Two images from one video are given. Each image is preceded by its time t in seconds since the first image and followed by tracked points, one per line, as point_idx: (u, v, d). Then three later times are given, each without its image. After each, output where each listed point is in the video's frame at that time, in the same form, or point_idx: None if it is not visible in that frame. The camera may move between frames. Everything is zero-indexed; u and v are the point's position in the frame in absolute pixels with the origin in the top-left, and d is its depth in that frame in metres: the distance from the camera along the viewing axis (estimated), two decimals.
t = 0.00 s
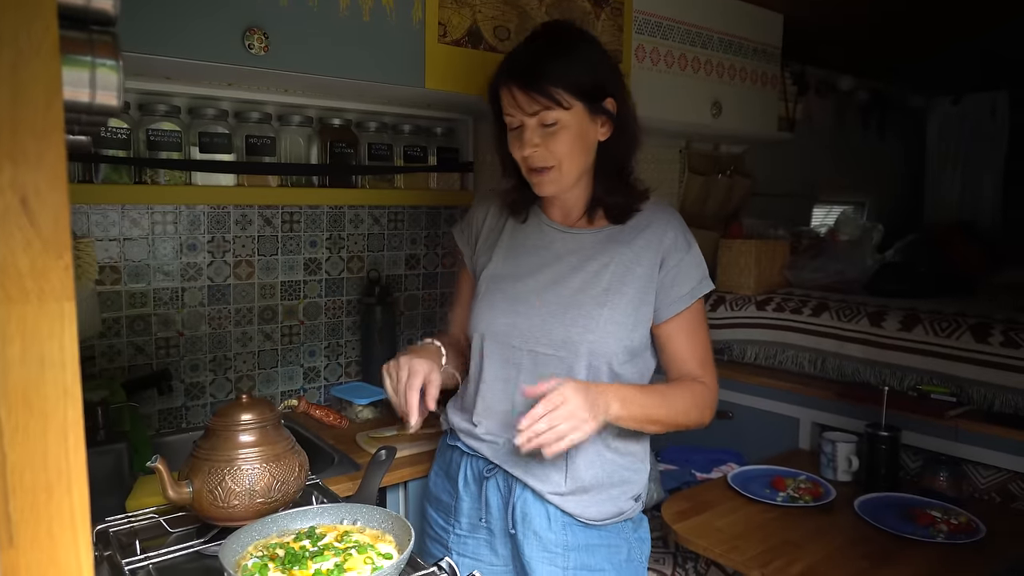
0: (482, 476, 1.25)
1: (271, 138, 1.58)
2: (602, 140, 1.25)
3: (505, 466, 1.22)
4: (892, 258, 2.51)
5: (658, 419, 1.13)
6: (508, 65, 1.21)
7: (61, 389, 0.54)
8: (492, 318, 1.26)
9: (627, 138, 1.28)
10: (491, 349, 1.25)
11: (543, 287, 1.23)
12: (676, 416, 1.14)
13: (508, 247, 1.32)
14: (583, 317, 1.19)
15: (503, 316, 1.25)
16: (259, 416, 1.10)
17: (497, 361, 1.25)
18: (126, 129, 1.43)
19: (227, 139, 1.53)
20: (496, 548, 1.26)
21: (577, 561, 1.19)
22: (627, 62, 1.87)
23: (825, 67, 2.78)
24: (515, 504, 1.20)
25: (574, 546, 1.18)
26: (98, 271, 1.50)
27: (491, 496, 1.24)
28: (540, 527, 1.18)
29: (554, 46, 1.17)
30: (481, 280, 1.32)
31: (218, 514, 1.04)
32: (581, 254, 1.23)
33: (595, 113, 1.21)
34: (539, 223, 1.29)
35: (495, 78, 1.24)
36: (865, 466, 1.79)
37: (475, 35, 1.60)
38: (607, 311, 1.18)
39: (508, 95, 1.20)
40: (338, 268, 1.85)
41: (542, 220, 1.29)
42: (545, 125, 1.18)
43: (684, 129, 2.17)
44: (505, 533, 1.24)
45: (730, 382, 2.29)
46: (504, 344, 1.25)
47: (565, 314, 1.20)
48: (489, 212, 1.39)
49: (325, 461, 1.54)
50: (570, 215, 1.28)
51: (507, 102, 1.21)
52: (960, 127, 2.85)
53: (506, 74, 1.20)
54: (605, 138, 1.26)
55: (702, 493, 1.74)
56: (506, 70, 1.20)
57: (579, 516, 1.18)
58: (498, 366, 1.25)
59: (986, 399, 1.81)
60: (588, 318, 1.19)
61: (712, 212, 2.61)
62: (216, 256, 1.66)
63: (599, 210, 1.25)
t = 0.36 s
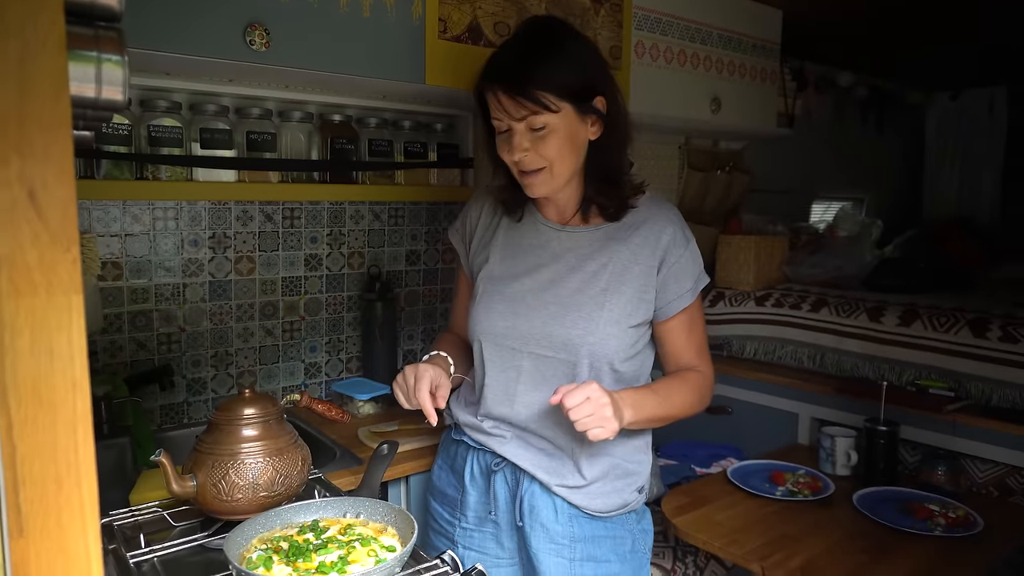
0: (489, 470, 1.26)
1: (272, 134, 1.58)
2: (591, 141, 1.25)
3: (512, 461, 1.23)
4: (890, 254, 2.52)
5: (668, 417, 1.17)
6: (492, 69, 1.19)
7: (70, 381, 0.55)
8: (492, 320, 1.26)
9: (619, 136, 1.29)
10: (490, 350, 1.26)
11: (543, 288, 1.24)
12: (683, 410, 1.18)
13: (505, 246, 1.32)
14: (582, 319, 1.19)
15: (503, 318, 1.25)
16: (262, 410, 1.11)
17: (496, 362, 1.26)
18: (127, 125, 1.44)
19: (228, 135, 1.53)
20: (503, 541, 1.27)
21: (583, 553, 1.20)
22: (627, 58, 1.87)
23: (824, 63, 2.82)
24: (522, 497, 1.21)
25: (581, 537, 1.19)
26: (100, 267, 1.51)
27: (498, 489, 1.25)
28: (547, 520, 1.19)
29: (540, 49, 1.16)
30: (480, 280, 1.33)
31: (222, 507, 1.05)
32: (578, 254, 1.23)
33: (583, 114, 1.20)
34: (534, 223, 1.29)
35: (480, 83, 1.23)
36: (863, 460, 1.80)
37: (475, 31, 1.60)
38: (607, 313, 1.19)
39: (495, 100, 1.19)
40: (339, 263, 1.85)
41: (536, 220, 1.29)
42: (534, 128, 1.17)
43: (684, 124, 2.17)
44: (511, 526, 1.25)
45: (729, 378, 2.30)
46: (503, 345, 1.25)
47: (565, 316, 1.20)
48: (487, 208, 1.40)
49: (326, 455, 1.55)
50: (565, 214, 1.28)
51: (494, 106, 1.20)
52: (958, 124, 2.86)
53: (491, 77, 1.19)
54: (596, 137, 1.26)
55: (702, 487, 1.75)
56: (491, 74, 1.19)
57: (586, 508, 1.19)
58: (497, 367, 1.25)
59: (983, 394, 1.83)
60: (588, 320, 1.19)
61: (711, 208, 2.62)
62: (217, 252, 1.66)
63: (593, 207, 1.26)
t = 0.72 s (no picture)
0: (494, 470, 1.26)
1: (277, 130, 1.57)
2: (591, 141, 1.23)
3: (516, 462, 1.22)
4: (894, 250, 2.52)
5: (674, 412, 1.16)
6: (489, 69, 1.18)
7: (86, 377, 0.55)
8: (495, 321, 1.26)
9: (620, 134, 1.26)
10: (494, 352, 1.26)
11: (545, 289, 1.23)
12: (689, 404, 1.18)
13: (506, 247, 1.31)
14: (586, 319, 1.19)
15: (505, 320, 1.25)
16: (271, 407, 1.10)
17: (499, 364, 1.26)
18: (132, 121, 1.43)
19: (234, 130, 1.53)
20: (509, 541, 1.26)
21: (590, 552, 1.19)
22: (632, 54, 1.87)
23: (827, 59, 2.76)
24: (527, 498, 1.21)
25: (587, 537, 1.19)
26: (105, 263, 1.50)
27: (503, 489, 1.24)
28: (553, 520, 1.19)
29: (537, 48, 1.14)
30: (482, 282, 1.32)
31: (231, 504, 1.05)
32: (581, 253, 1.23)
33: (583, 112, 1.18)
34: (536, 223, 1.28)
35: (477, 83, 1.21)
36: (869, 457, 1.80)
37: (480, 26, 1.60)
38: (610, 312, 1.18)
39: (492, 100, 1.18)
40: (344, 260, 1.85)
41: (537, 219, 1.28)
42: (533, 130, 1.16)
43: (688, 121, 2.16)
44: (517, 526, 1.25)
45: (733, 374, 2.30)
46: (506, 346, 1.25)
47: (568, 316, 1.20)
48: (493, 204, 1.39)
49: (332, 452, 1.55)
50: (567, 212, 1.27)
51: (491, 106, 1.19)
52: (961, 120, 2.85)
53: (487, 78, 1.18)
54: (597, 134, 1.24)
55: (707, 484, 1.75)
56: (488, 75, 1.17)
57: (592, 508, 1.18)
58: (502, 370, 1.25)
59: (989, 390, 1.83)
60: (591, 322, 1.18)
61: (715, 205, 2.61)
62: (222, 248, 1.66)
63: (593, 204, 1.25)
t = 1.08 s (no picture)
0: (492, 472, 1.26)
1: (281, 126, 1.58)
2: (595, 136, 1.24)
3: (515, 465, 1.23)
4: (894, 248, 2.52)
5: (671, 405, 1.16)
6: (497, 57, 1.18)
7: (96, 373, 0.55)
8: (494, 313, 1.27)
9: (624, 129, 1.26)
10: (492, 344, 1.27)
11: (545, 281, 1.24)
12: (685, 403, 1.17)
13: (507, 240, 1.32)
14: (584, 311, 1.19)
15: (505, 312, 1.25)
16: (274, 403, 1.11)
17: (499, 357, 1.26)
18: (136, 117, 1.43)
19: (236, 127, 1.53)
20: (508, 542, 1.27)
21: (589, 553, 1.20)
22: (635, 51, 1.87)
23: (828, 57, 2.79)
24: (526, 500, 1.21)
25: (585, 539, 1.19)
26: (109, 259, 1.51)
27: (502, 491, 1.25)
28: (551, 523, 1.19)
29: (545, 37, 1.14)
30: (482, 275, 1.33)
31: (235, 499, 1.05)
32: (581, 246, 1.23)
33: (590, 105, 1.19)
34: (538, 217, 1.29)
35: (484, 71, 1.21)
36: (869, 454, 1.81)
37: (484, 24, 1.60)
38: (609, 304, 1.18)
39: (499, 88, 1.18)
40: (346, 257, 1.85)
41: (540, 211, 1.29)
42: (540, 119, 1.16)
43: (690, 118, 2.17)
44: (515, 528, 1.25)
45: (734, 372, 2.31)
46: (505, 338, 1.25)
47: (567, 308, 1.20)
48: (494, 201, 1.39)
49: (335, 449, 1.55)
50: (567, 206, 1.27)
51: (498, 95, 1.19)
52: (961, 119, 2.82)
53: (495, 66, 1.18)
54: (602, 129, 1.25)
55: (708, 481, 1.76)
56: (495, 63, 1.18)
57: (589, 509, 1.19)
58: (501, 362, 1.26)
59: (989, 387, 1.84)
60: (589, 313, 1.19)
61: (716, 202, 2.62)
62: (225, 244, 1.66)
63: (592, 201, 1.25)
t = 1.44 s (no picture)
0: (486, 463, 1.27)
1: (279, 120, 1.58)
2: (624, 131, 1.24)
3: (508, 456, 1.22)
4: (894, 243, 2.52)
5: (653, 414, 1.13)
6: (546, 39, 1.19)
7: (91, 364, 0.55)
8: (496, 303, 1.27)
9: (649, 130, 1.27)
10: (492, 334, 1.27)
11: (547, 274, 1.24)
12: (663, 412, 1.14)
13: (512, 229, 1.32)
14: (585, 305, 1.19)
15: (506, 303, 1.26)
16: (273, 396, 1.11)
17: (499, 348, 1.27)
18: (135, 111, 1.43)
19: (235, 121, 1.52)
20: (501, 534, 1.27)
21: (582, 546, 1.20)
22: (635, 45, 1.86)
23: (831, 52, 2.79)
24: (519, 491, 1.22)
25: (579, 531, 1.20)
26: (107, 253, 1.51)
27: (496, 482, 1.25)
28: (544, 514, 1.20)
29: (601, 25, 1.16)
30: (485, 265, 1.33)
31: (233, 492, 1.06)
32: (586, 243, 1.23)
33: (628, 101, 1.21)
34: (546, 208, 1.29)
35: (531, 51, 1.21)
36: (867, 449, 1.80)
37: (483, 17, 1.59)
38: (609, 299, 1.18)
39: (551, 66, 1.18)
40: (345, 251, 1.85)
41: (550, 204, 1.29)
42: (583, 103, 1.17)
43: (690, 113, 2.16)
44: (509, 519, 1.25)
45: (733, 366, 2.31)
46: (506, 329, 1.26)
47: (568, 301, 1.21)
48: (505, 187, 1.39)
49: (333, 442, 1.55)
50: (580, 199, 1.28)
51: (544, 74, 1.18)
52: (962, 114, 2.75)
53: (544, 45, 1.18)
54: (631, 126, 1.25)
55: (706, 475, 1.76)
56: (545, 43, 1.18)
57: (583, 502, 1.19)
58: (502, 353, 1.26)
59: (988, 382, 1.84)
60: (590, 307, 1.19)
61: (716, 196, 2.63)
62: (224, 238, 1.66)
63: (604, 198, 1.25)
